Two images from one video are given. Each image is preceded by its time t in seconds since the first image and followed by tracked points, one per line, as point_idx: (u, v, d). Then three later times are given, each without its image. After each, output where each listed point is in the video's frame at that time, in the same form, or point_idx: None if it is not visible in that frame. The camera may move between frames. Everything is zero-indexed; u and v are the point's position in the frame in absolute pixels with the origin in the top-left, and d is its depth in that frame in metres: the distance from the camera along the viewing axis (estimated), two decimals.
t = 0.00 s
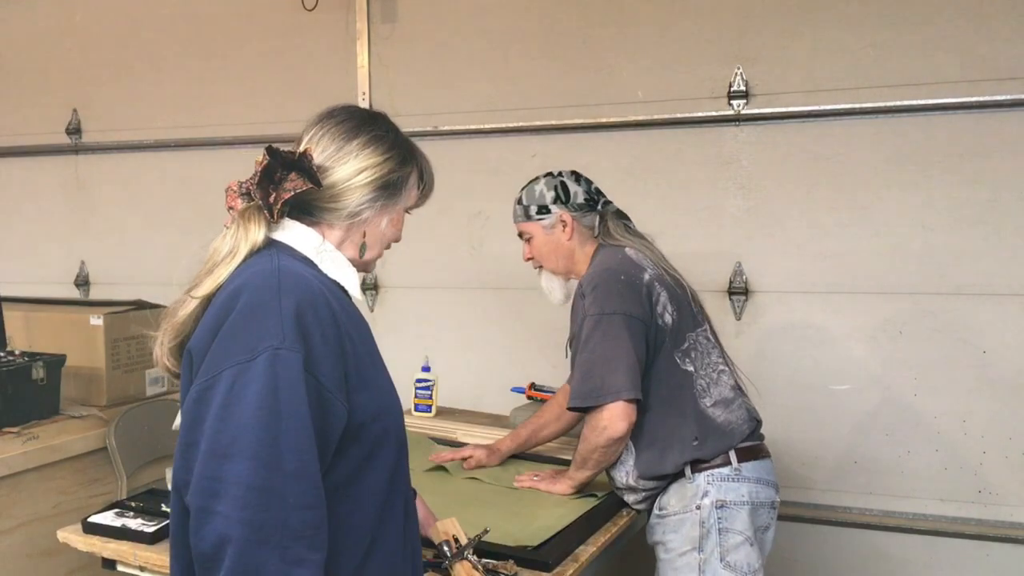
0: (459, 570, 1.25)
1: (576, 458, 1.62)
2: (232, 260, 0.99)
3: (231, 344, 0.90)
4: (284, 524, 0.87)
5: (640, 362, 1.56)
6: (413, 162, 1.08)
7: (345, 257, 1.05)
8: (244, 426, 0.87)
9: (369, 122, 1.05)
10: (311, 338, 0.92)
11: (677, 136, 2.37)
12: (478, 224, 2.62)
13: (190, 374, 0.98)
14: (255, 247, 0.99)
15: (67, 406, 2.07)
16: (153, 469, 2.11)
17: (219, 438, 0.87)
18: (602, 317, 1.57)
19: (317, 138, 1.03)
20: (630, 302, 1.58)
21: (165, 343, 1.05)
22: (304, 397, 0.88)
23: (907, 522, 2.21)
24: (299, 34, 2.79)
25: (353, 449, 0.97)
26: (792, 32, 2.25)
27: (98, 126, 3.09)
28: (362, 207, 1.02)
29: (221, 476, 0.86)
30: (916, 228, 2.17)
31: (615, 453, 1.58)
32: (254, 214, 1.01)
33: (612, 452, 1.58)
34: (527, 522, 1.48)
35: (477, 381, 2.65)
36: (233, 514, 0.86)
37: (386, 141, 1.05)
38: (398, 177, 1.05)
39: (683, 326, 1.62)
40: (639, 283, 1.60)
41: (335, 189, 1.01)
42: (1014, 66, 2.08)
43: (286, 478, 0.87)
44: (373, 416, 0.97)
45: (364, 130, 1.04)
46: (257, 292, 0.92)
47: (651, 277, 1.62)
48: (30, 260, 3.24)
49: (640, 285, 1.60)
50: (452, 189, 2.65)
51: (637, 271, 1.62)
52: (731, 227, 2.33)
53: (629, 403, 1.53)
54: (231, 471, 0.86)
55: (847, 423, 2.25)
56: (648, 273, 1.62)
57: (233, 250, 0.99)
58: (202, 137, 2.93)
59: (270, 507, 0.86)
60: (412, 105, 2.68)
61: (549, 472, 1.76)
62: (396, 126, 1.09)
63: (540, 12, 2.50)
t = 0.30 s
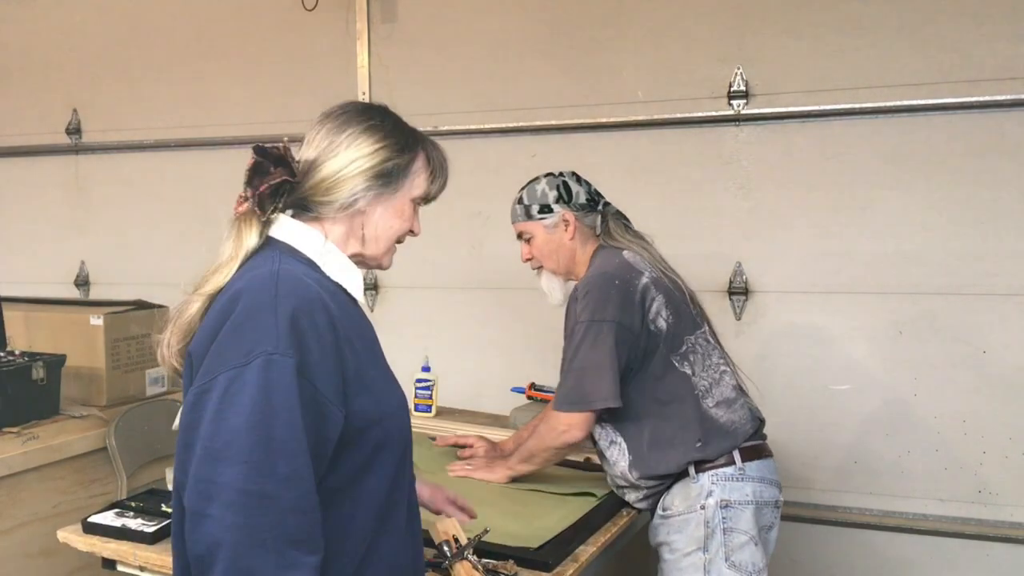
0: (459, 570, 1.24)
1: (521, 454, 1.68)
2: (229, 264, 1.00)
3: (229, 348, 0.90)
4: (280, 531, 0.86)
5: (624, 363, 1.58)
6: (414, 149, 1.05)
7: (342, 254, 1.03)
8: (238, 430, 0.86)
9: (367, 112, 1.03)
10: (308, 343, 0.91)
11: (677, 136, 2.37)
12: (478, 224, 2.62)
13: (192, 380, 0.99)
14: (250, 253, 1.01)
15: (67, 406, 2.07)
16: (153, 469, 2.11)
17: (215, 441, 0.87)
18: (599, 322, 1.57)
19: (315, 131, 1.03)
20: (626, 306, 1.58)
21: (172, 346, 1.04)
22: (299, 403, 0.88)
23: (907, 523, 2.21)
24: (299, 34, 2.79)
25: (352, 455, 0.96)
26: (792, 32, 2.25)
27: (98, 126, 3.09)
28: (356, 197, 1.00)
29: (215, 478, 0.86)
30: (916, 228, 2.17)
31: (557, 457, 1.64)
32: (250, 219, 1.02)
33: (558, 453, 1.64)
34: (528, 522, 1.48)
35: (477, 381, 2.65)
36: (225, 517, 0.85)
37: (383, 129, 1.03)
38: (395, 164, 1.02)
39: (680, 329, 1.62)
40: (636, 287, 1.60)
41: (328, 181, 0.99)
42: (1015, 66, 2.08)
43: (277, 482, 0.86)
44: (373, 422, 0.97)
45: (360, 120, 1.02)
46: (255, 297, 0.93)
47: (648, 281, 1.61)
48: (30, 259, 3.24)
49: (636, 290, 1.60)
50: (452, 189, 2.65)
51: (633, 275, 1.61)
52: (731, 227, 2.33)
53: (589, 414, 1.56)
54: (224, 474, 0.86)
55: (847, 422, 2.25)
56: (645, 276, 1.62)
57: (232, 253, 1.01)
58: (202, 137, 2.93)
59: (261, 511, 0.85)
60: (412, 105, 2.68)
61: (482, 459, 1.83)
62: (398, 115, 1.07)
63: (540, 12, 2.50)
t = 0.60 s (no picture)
0: (459, 570, 1.25)
1: (489, 445, 1.72)
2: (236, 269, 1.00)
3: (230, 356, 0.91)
4: (274, 535, 0.88)
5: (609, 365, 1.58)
6: (422, 155, 1.06)
7: (350, 259, 1.04)
8: (231, 438, 0.87)
9: (377, 115, 1.04)
10: (306, 354, 0.91)
11: (677, 136, 2.37)
12: (478, 224, 2.62)
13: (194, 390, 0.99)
14: (257, 258, 1.00)
15: (67, 406, 2.07)
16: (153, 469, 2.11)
17: (213, 452, 0.87)
18: (590, 326, 1.56)
19: (324, 135, 1.03)
20: (616, 309, 1.58)
21: (172, 351, 1.05)
22: (295, 413, 0.87)
23: (907, 523, 2.21)
24: (299, 34, 2.79)
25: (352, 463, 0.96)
26: (792, 32, 2.25)
27: (98, 125, 3.09)
28: (368, 203, 1.01)
29: (214, 491, 0.87)
30: (916, 228, 2.17)
31: (525, 448, 1.68)
32: (259, 223, 1.02)
33: (523, 445, 1.68)
34: (527, 522, 1.48)
35: (477, 381, 2.65)
36: (224, 526, 0.86)
37: (393, 135, 1.03)
38: (406, 170, 1.03)
39: (671, 333, 1.61)
40: (627, 290, 1.60)
41: (340, 187, 1.00)
42: (1015, 66, 2.08)
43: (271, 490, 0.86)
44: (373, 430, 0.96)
45: (370, 125, 1.02)
46: (255, 306, 0.93)
47: (637, 285, 1.61)
48: (31, 259, 3.24)
49: (624, 293, 1.59)
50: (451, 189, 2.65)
51: (624, 279, 1.61)
52: (731, 227, 2.33)
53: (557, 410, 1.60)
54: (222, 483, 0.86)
55: (846, 422, 2.26)
56: (636, 280, 1.61)
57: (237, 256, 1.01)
58: (202, 137, 2.93)
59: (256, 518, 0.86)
60: (412, 105, 2.68)
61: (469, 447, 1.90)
62: (405, 119, 1.07)
63: (540, 11, 2.50)
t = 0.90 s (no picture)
0: (459, 570, 1.25)
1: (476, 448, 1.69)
2: (233, 276, 0.98)
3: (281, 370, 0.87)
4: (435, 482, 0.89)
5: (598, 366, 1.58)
6: (408, 147, 1.04)
7: (338, 257, 1.04)
8: (351, 429, 0.84)
9: (362, 108, 1.02)
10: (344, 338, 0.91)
11: (677, 136, 2.37)
12: (478, 224, 2.62)
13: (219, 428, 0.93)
14: (252, 264, 0.99)
15: (67, 406, 2.07)
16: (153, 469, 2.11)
17: (338, 472, 0.84)
18: (579, 326, 1.56)
19: (308, 129, 1.02)
20: (604, 310, 1.57)
21: (174, 368, 1.03)
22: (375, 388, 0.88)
23: (907, 523, 2.21)
24: (299, 34, 2.79)
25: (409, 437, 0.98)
26: (792, 32, 2.25)
27: (98, 126, 3.09)
28: (354, 199, 1.00)
29: (365, 503, 0.85)
30: (915, 228, 2.17)
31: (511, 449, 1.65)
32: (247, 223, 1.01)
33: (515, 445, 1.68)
34: (527, 523, 1.47)
35: (477, 381, 2.65)
36: (397, 526, 0.85)
37: (378, 127, 1.02)
38: (393, 164, 1.02)
39: (663, 333, 1.60)
40: (616, 291, 1.59)
41: (324, 182, 0.99)
42: (1015, 66, 2.08)
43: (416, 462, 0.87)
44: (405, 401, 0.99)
45: (353, 117, 1.01)
46: (287, 313, 0.90)
47: (627, 285, 1.60)
48: (31, 260, 3.24)
49: (613, 294, 1.59)
50: (452, 189, 2.65)
51: (612, 281, 1.60)
52: (731, 227, 2.33)
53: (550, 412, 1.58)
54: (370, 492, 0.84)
55: (846, 422, 2.26)
56: (624, 281, 1.61)
57: (231, 263, 0.99)
58: (202, 136, 2.93)
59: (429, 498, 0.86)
60: (412, 105, 2.68)
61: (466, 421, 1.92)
62: (393, 111, 1.06)
63: (540, 11, 2.50)
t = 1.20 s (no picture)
0: (459, 570, 1.24)
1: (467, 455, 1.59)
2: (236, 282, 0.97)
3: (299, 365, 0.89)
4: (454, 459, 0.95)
5: (594, 366, 1.57)
6: (400, 143, 1.04)
7: (341, 259, 1.05)
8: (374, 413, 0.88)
9: (350, 106, 1.02)
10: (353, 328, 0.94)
11: (677, 136, 2.37)
12: (478, 224, 2.62)
13: (236, 431, 0.94)
14: (252, 271, 0.98)
15: (67, 406, 2.07)
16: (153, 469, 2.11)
17: (371, 457, 0.88)
18: (575, 326, 1.55)
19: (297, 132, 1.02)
20: (600, 309, 1.56)
21: (180, 378, 1.01)
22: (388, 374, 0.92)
23: (907, 523, 2.20)
24: (299, 33, 2.79)
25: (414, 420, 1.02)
26: (792, 32, 2.25)
27: (99, 126, 3.09)
28: (352, 201, 1.01)
29: (397, 481, 0.90)
30: (915, 228, 2.17)
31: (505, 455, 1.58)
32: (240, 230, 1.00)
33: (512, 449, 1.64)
34: (527, 523, 1.48)
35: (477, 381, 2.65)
36: (429, 497, 0.91)
37: (369, 125, 1.01)
38: (386, 161, 1.02)
39: (658, 332, 1.60)
40: (612, 291, 1.59)
41: (320, 186, 0.99)
42: (1015, 66, 2.08)
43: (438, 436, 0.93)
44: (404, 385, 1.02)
45: (344, 117, 1.01)
46: (298, 311, 0.92)
47: (622, 285, 1.60)
48: (31, 259, 3.24)
49: (609, 293, 1.58)
50: (452, 189, 2.65)
51: (607, 281, 1.60)
52: (731, 227, 2.33)
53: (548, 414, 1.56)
54: (399, 470, 0.90)
55: (846, 421, 2.26)
56: (620, 281, 1.61)
57: (227, 271, 0.98)
58: (202, 136, 2.93)
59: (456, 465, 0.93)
60: (412, 105, 2.68)
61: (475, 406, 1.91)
62: (383, 105, 1.06)
63: (540, 11, 2.50)
